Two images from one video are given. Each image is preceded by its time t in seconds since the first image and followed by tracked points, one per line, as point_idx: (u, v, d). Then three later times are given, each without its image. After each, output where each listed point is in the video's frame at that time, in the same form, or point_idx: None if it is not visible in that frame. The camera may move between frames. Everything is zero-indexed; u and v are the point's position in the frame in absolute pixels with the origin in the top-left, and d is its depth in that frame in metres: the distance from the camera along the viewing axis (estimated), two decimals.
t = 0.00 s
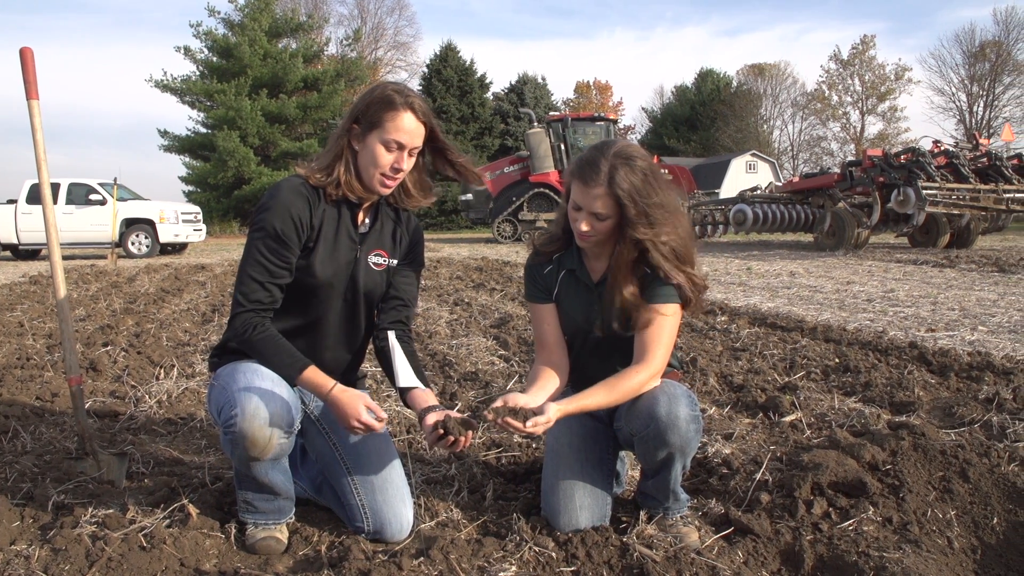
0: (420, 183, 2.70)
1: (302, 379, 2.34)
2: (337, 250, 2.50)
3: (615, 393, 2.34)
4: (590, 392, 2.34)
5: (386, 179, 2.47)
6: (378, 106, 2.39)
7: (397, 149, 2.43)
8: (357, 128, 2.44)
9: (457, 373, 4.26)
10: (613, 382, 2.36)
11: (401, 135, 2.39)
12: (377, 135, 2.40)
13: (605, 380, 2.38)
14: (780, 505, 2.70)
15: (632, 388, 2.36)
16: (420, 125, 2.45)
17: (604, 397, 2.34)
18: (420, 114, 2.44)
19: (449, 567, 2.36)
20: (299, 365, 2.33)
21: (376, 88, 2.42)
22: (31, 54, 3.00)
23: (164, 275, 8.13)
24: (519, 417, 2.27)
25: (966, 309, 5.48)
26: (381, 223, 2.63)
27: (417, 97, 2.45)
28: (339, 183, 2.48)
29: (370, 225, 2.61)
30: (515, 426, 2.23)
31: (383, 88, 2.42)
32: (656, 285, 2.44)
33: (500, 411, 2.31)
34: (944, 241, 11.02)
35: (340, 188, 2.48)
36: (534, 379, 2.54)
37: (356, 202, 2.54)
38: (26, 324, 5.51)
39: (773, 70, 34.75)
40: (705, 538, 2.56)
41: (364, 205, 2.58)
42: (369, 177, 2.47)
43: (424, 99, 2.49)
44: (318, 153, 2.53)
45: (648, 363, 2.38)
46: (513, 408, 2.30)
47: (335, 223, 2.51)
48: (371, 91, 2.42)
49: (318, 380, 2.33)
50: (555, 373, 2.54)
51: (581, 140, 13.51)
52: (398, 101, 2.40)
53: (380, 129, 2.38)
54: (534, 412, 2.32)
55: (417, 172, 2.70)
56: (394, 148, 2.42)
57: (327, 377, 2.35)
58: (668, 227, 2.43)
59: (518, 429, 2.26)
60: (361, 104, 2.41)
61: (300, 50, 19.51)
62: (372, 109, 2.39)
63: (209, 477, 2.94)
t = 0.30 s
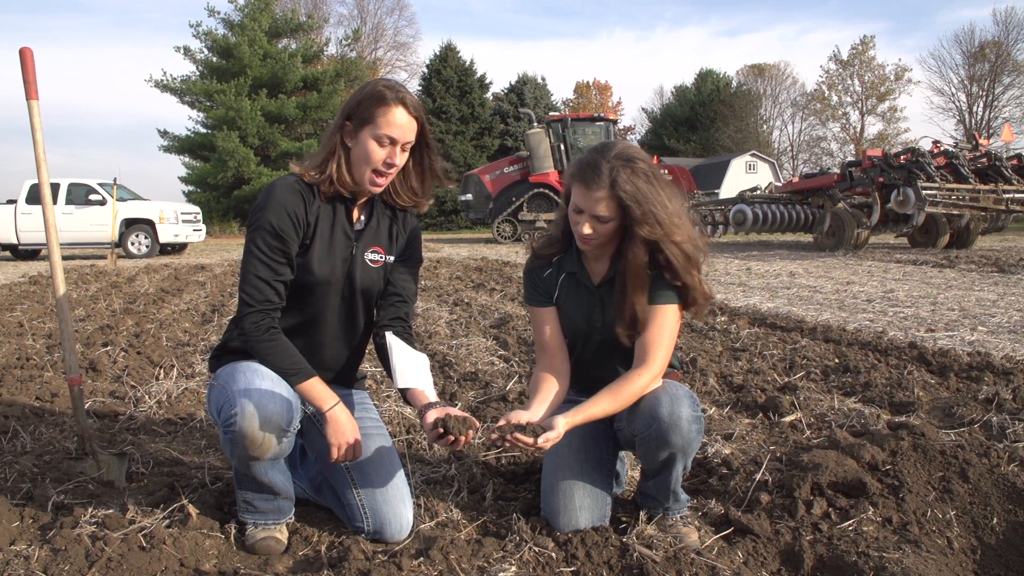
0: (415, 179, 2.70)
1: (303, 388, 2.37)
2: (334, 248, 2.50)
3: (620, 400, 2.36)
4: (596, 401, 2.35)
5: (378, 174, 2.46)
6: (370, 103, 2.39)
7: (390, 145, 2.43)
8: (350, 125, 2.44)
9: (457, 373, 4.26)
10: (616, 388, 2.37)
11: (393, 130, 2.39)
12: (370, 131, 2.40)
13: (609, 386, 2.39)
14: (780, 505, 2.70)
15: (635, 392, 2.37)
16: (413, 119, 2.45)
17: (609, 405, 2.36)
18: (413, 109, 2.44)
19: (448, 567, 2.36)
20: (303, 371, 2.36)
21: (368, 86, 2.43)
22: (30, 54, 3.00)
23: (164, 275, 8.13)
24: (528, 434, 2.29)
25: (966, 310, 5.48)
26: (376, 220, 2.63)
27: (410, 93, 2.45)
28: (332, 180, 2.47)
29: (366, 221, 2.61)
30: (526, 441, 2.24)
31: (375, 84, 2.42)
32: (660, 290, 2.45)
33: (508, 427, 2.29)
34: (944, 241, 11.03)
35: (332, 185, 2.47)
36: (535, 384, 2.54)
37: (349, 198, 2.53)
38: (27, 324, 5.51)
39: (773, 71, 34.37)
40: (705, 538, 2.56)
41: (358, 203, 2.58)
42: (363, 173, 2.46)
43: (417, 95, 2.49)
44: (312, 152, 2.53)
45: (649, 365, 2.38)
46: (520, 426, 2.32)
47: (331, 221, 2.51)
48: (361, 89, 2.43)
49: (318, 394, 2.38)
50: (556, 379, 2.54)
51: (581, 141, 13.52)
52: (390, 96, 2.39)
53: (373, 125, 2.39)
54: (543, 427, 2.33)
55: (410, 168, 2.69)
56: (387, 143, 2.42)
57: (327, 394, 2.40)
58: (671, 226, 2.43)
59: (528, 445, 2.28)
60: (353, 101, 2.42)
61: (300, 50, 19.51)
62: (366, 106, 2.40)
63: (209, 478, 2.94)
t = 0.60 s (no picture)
0: (415, 178, 2.70)
1: (304, 387, 2.37)
2: (334, 248, 2.50)
3: (623, 405, 2.36)
4: (600, 408, 2.35)
5: (378, 173, 2.46)
6: (369, 101, 2.39)
7: (389, 143, 2.43)
8: (349, 125, 2.45)
9: (457, 373, 4.26)
10: (619, 393, 2.37)
11: (392, 129, 2.40)
12: (369, 130, 2.40)
13: (612, 390, 2.39)
14: (780, 505, 2.70)
15: (638, 396, 2.37)
16: (412, 118, 2.45)
17: (614, 411, 2.35)
18: (412, 108, 2.44)
19: (449, 567, 2.36)
20: (304, 370, 2.36)
21: (366, 85, 2.43)
22: (30, 54, 3.00)
23: (165, 275, 8.14)
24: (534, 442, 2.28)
25: (967, 310, 5.48)
26: (376, 220, 2.63)
27: (408, 91, 2.45)
28: (332, 180, 2.47)
29: (366, 222, 2.61)
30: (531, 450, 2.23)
31: (374, 84, 2.42)
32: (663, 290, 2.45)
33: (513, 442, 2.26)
34: (944, 241, 11.03)
35: (332, 185, 2.47)
36: (536, 385, 2.54)
37: (349, 198, 2.53)
38: (27, 324, 5.51)
39: (774, 71, 34.55)
40: (705, 538, 2.56)
41: (359, 202, 2.57)
42: (362, 172, 2.46)
43: (416, 94, 2.49)
44: (312, 152, 2.53)
45: (650, 369, 2.38)
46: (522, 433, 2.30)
47: (331, 221, 2.51)
48: (360, 88, 2.43)
49: (320, 394, 2.37)
50: (557, 380, 2.54)
51: (581, 141, 13.53)
52: (389, 95, 2.40)
53: (372, 124, 2.39)
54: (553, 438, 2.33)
55: (410, 168, 2.69)
56: (386, 142, 2.42)
57: (329, 392, 2.39)
58: (673, 226, 2.44)
59: (534, 452, 2.27)
60: (352, 100, 2.43)
61: (300, 50, 19.52)
62: (364, 105, 2.40)
63: (209, 478, 2.94)
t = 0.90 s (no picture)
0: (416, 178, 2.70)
1: (307, 386, 2.36)
2: (335, 249, 2.50)
3: (624, 408, 2.36)
4: (602, 412, 2.34)
5: (378, 172, 2.46)
6: (369, 101, 2.39)
7: (389, 143, 2.43)
8: (350, 125, 2.45)
9: (457, 373, 4.27)
10: (620, 396, 2.37)
11: (392, 128, 2.39)
12: (369, 130, 2.40)
13: (613, 393, 2.39)
14: (780, 506, 2.70)
15: (637, 399, 2.37)
16: (412, 118, 2.45)
17: (616, 416, 2.35)
18: (412, 107, 2.44)
19: (448, 567, 2.36)
20: (306, 369, 2.36)
21: (367, 85, 2.43)
22: (30, 54, 3.00)
23: (165, 275, 8.15)
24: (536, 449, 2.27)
25: (967, 310, 5.49)
26: (378, 220, 2.63)
27: (408, 91, 2.45)
28: (333, 181, 2.47)
29: (367, 223, 2.61)
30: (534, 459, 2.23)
31: (374, 84, 2.42)
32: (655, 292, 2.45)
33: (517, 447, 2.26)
34: (944, 242, 11.03)
35: (333, 185, 2.47)
36: (535, 387, 2.53)
37: (349, 198, 2.53)
38: (27, 324, 5.51)
39: (773, 70, 34.47)
40: (705, 538, 2.57)
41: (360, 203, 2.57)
42: (363, 172, 2.45)
43: (416, 95, 2.49)
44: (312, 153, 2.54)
45: (649, 371, 2.38)
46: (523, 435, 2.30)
47: (331, 221, 2.51)
48: (360, 88, 2.43)
49: (323, 392, 2.37)
50: (558, 381, 2.53)
51: (581, 141, 13.54)
52: (389, 95, 2.40)
53: (372, 123, 2.39)
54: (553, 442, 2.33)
55: (411, 168, 2.69)
56: (386, 142, 2.42)
57: (332, 391, 2.39)
58: (673, 227, 2.44)
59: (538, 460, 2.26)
60: (352, 100, 2.43)
61: (300, 50, 19.53)
62: (364, 105, 2.40)
63: (209, 478, 2.94)
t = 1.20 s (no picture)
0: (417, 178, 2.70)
1: (310, 386, 2.36)
2: (337, 249, 2.50)
3: (626, 410, 2.36)
4: (606, 415, 2.35)
5: (380, 172, 2.46)
6: (370, 101, 2.39)
7: (391, 142, 2.43)
8: (351, 125, 2.45)
9: (457, 373, 4.27)
10: (622, 398, 2.38)
11: (394, 127, 2.39)
12: (371, 129, 2.40)
13: (615, 395, 2.39)
14: (780, 505, 2.70)
15: (639, 401, 2.38)
16: (414, 117, 2.45)
17: (619, 417, 2.35)
18: (413, 106, 2.44)
19: (449, 567, 2.35)
20: (309, 369, 2.36)
21: (368, 84, 2.43)
22: (30, 54, 3.00)
23: (165, 275, 8.15)
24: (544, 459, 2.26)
25: (967, 310, 5.49)
26: (379, 220, 2.63)
27: (410, 91, 2.45)
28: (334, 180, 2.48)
29: (369, 223, 2.60)
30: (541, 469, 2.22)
31: (375, 83, 2.42)
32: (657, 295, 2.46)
33: (522, 453, 2.25)
34: (944, 242, 11.03)
35: (334, 185, 2.47)
36: (534, 389, 2.52)
37: (352, 197, 2.53)
38: (27, 324, 5.51)
39: (773, 71, 34.46)
40: (705, 538, 2.57)
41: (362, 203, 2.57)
42: (365, 171, 2.45)
43: (418, 94, 2.49)
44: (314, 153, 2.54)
45: (650, 373, 2.38)
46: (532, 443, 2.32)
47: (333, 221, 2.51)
48: (361, 88, 2.44)
49: (325, 392, 2.36)
50: (559, 383, 2.53)
51: (581, 141, 13.54)
52: (391, 94, 2.40)
53: (373, 122, 2.39)
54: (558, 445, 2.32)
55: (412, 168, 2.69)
56: (388, 141, 2.42)
57: (335, 390, 2.38)
58: (674, 228, 2.45)
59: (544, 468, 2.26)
60: (353, 100, 2.43)
61: (300, 50, 19.54)
62: (366, 104, 2.40)
63: (209, 478, 2.94)
